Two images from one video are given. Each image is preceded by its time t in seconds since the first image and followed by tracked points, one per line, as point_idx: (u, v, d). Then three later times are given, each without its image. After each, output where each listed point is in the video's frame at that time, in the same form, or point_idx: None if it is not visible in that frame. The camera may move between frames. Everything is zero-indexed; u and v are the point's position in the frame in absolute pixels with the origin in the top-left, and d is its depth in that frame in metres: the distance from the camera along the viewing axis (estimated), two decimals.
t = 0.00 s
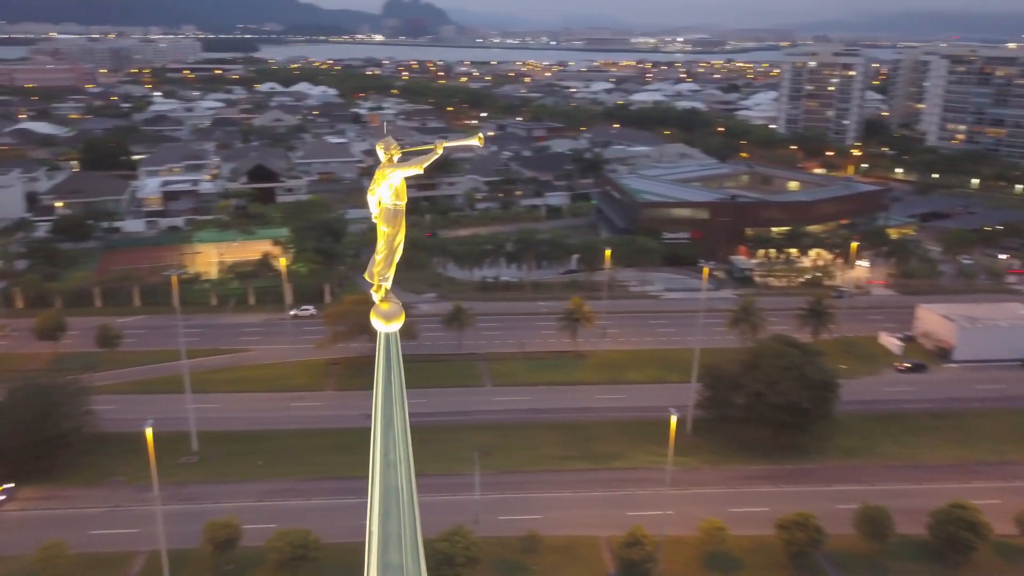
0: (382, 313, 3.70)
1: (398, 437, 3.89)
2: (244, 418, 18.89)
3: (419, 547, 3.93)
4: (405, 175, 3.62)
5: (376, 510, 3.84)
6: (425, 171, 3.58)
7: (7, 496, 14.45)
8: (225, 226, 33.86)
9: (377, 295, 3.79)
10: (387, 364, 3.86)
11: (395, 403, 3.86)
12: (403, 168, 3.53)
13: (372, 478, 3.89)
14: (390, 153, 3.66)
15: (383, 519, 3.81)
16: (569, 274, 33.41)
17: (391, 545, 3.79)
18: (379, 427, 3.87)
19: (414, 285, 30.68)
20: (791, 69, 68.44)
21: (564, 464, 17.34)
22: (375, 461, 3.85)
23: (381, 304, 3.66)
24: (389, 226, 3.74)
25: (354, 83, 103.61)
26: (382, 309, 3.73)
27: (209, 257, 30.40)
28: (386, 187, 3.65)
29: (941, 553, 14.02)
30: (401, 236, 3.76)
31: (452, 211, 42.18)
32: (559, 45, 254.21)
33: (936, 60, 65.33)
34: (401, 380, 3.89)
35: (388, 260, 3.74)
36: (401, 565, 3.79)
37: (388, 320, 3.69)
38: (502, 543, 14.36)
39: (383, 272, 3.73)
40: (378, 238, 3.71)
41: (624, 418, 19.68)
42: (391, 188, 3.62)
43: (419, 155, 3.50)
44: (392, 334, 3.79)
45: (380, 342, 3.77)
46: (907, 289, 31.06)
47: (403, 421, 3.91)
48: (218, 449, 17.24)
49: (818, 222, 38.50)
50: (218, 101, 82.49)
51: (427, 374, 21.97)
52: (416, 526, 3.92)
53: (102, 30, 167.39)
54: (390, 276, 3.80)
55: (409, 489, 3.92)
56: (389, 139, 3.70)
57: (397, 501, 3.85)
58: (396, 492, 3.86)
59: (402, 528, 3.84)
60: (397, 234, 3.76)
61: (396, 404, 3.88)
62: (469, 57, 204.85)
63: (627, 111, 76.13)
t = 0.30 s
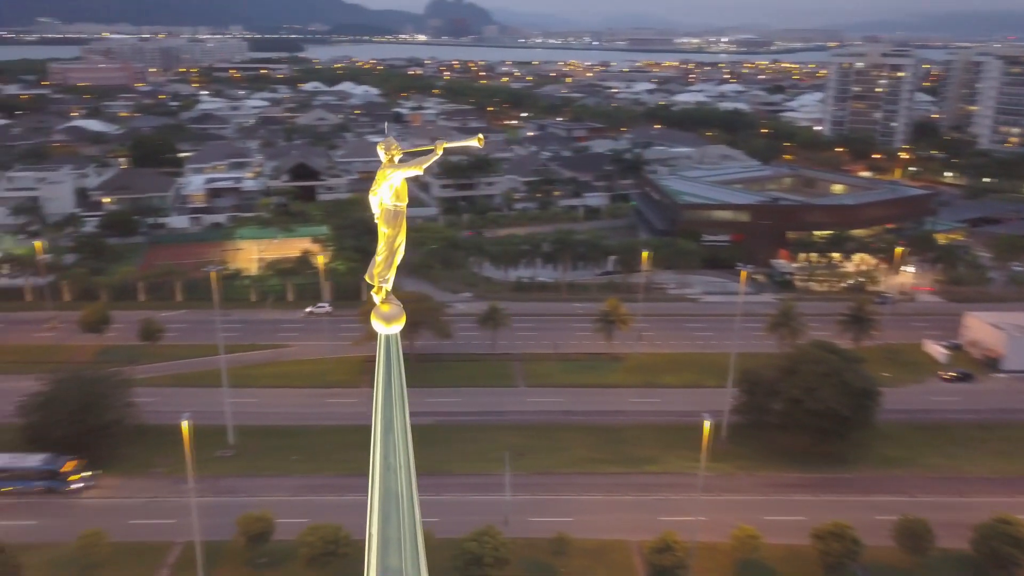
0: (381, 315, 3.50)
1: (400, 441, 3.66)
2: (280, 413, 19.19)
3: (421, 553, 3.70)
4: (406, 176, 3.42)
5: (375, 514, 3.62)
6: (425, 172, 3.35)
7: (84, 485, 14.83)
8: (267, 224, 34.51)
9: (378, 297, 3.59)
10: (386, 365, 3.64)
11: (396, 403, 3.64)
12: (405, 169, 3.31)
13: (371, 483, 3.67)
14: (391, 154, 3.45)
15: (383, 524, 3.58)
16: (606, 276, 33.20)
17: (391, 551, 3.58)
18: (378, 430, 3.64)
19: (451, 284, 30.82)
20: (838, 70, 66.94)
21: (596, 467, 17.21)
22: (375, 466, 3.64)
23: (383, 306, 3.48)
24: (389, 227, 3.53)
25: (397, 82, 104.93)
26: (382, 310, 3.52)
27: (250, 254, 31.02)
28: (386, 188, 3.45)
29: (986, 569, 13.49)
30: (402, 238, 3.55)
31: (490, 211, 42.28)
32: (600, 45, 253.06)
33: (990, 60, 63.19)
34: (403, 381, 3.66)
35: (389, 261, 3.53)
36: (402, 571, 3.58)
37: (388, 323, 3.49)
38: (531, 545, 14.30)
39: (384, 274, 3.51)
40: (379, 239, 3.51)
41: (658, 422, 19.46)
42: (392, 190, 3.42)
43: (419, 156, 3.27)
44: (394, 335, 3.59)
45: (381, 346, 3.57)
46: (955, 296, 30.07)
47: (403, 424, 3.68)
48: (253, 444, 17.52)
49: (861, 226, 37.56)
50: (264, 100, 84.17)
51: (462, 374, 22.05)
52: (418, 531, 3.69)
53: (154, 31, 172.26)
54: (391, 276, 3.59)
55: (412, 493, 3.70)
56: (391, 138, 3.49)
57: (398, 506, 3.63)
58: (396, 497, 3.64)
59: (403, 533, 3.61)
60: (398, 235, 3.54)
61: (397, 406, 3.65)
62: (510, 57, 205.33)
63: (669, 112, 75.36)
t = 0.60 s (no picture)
0: (381, 317, 3.32)
1: (401, 445, 3.46)
2: (317, 409, 19.45)
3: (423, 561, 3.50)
4: (406, 177, 3.31)
5: (374, 519, 3.43)
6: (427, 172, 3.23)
7: (161, 475, 15.34)
8: (309, 222, 35.08)
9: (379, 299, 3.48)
10: (387, 366, 3.45)
11: (398, 406, 3.44)
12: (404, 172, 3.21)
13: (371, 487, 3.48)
14: (392, 154, 3.33)
15: (382, 528, 3.40)
16: (645, 278, 32.85)
17: (391, 557, 3.39)
18: (378, 433, 3.45)
19: (488, 284, 30.89)
20: (889, 71, 65.18)
21: (630, 472, 17.03)
22: (375, 469, 3.46)
23: (383, 308, 3.31)
24: (389, 228, 3.42)
25: (441, 82, 105.79)
26: (383, 313, 3.34)
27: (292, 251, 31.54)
28: (386, 190, 3.35)
29: None
30: (402, 240, 3.46)
31: (529, 212, 42.26)
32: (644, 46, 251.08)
33: None
34: (403, 382, 3.47)
35: (389, 263, 3.42)
36: None
37: (388, 326, 3.32)
38: (562, 549, 14.21)
39: (384, 276, 3.40)
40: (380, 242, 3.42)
41: (694, 428, 19.15)
42: (392, 190, 3.31)
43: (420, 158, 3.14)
44: (393, 338, 3.40)
45: (380, 347, 3.37)
46: (1008, 304, 28.96)
47: (404, 428, 3.48)
48: (289, 439, 17.78)
49: (909, 231, 36.46)
50: (309, 100, 85.66)
51: (497, 374, 22.06)
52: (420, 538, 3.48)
53: (205, 32, 176.73)
54: (392, 279, 3.46)
55: (413, 497, 3.50)
56: (391, 139, 3.37)
57: (399, 512, 3.43)
58: (398, 501, 3.45)
59: (402, 539, 3.41)
60: (398, 236, 3.45)
61: (397, 411, 3.45)
62: (552, 57, 205.14)
63: (713, 113, 74.32)
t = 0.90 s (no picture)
0: (379, 322, 3.44)
1: (399, 452, 3.61)
2: (353, 407, 19.67)
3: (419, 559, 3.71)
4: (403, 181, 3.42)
5: (373, 523, 3.63)
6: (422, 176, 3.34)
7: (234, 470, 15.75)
8: (349, 221, 35.57)
9: (377, 303, 3.56)
10: (385, 379, 3.56)
11: (396, 416, 3.58)
12: (400, 174, 3.31)
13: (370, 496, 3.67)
14: (389, 157, 3.44)
15: (379, 531, 3.60)
16: (685, 281, 32.43)
17: (388, 563, 3.59)
18: (376, 442, 3.59)
19: (525, 284, 30.87)
20: (941, 72, 63.19)
21: (664, 477, 16.81)
22: (373, 479, 3.62)
23: (381, 313, 3.42)
24: (387, 232, 3.53)
25: (484, 82, 106.23)
26: (381, 318, 3.45)
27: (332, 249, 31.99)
28: (384, 194, 3.46)
29: None
30: (400, 244, 3.55)
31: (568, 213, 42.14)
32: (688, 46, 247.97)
33: None
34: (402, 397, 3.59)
35: (387, 267, 3.54)
36: None
37: (386, 331, 3.41)
38: (593, 552, 14.07)
39: (381, 279, 3.51)
40: (377, 245, 3.51)
41: (731, 434, 18.84)
42: (389, 194, 3.42)
43: (416, 161, 3.26)
44: (391, 344, 3.50)
45: (379, 356, 3.50)
46: None
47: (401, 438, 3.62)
48: (324, 435, 18.04)
49: (958, 236, 35.26)
50: (353, 100, 86.80)
51: (532, 375, 22.02)
52: (417, 541, 3.68)
53: (254, 32, 180.24)
54: (391, 283, 3.58)
55: (411, 502, 3.68)
56: (388, 143, 3.49)
57: (395, 517, 3.61)
58: (395, 507, 3.62)
59: (400, 543, 3.61)
60: (396, 240, 3.55)
61: (395, 421, 3.59)
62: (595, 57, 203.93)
63: (757, 115, 73.06)
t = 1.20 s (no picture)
0: (373, 326, 3.18)
1: (392, 459, 3.37)
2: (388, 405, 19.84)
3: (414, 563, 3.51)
4: (398, 183, 3.25)
5: (366, 529, 3.41)
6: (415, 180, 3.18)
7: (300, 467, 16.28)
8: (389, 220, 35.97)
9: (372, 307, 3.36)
10: (379, 382, 3.31)
11: (389, 420, 3.34)
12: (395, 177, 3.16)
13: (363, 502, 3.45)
14: (383, 160, 3.26)
15: (372, 542, 3.38)
16: (724, 285, 31.91)
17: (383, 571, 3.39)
18: (368, 447, 3.35)
19: (561, 285, 30.78)
20: (998, 74, 60.93)
21: (698, 483, 16.56)
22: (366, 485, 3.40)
23: (376, 317, 3.21)
24: (381, 235, 3.33)
25: (525, 83, 106.37)
26: (375, 322, 3.23)
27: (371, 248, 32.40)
28: (377, 196, 3.28)
29: None
30: (394, 248, 3.35)
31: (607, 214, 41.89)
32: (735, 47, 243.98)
33: None
34: (396, 396, 3.33)
35: (381, 271, 3.34)
36: None
37: (379, 335, 3.18)
38: (623, 558, 13.94)
39: (375, 284, 3.30)
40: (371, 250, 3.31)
41: (766, 441, 18.49)
42: (383, 196, 3.24)
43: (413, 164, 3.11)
44: (387, 347, 3.25)
45: (372, 358, 3.25)
46: None
47: (395, 438, 3.37)
48: (358, 432, 18.25)
49: (1011, 243, 33.92)
50: (396, 100, 87.71)
51: (566, 378, 21.93)
52: (412, 551, 3.48)
53: (301, 32, 183.44)
54: (385, 287, 3.36)
55: (406, 508, 3.47)
56: (383, 144, 3.32)
57: (389, 526, 3.39)
58: (389, 516, 3.40)
59: (394, 553, 3.41)
60: (390, 243, 3.35)
61: (389, 426, 3.36)
62: (640, 57, 202.56)
63: (803, 116, 71.54)
